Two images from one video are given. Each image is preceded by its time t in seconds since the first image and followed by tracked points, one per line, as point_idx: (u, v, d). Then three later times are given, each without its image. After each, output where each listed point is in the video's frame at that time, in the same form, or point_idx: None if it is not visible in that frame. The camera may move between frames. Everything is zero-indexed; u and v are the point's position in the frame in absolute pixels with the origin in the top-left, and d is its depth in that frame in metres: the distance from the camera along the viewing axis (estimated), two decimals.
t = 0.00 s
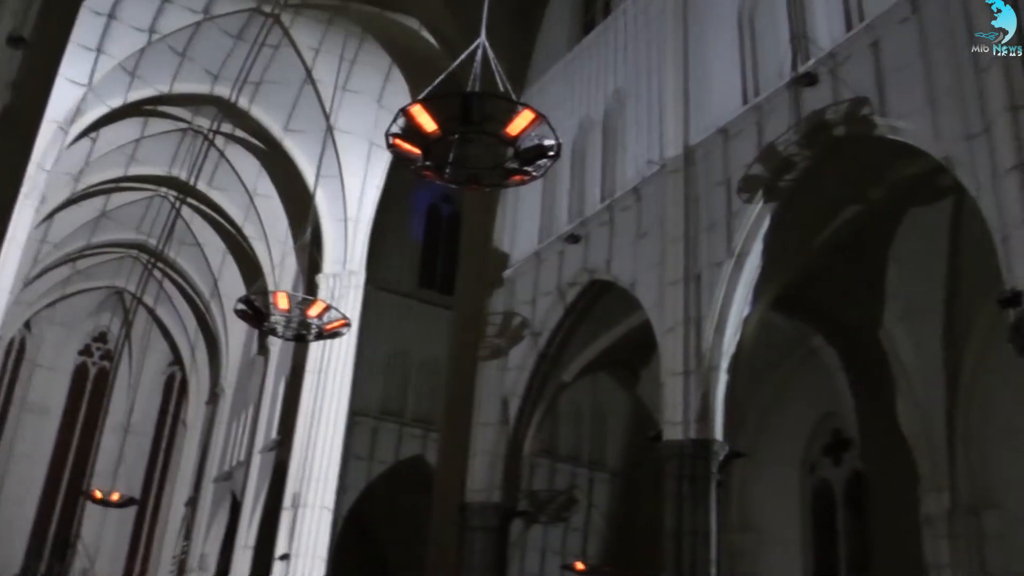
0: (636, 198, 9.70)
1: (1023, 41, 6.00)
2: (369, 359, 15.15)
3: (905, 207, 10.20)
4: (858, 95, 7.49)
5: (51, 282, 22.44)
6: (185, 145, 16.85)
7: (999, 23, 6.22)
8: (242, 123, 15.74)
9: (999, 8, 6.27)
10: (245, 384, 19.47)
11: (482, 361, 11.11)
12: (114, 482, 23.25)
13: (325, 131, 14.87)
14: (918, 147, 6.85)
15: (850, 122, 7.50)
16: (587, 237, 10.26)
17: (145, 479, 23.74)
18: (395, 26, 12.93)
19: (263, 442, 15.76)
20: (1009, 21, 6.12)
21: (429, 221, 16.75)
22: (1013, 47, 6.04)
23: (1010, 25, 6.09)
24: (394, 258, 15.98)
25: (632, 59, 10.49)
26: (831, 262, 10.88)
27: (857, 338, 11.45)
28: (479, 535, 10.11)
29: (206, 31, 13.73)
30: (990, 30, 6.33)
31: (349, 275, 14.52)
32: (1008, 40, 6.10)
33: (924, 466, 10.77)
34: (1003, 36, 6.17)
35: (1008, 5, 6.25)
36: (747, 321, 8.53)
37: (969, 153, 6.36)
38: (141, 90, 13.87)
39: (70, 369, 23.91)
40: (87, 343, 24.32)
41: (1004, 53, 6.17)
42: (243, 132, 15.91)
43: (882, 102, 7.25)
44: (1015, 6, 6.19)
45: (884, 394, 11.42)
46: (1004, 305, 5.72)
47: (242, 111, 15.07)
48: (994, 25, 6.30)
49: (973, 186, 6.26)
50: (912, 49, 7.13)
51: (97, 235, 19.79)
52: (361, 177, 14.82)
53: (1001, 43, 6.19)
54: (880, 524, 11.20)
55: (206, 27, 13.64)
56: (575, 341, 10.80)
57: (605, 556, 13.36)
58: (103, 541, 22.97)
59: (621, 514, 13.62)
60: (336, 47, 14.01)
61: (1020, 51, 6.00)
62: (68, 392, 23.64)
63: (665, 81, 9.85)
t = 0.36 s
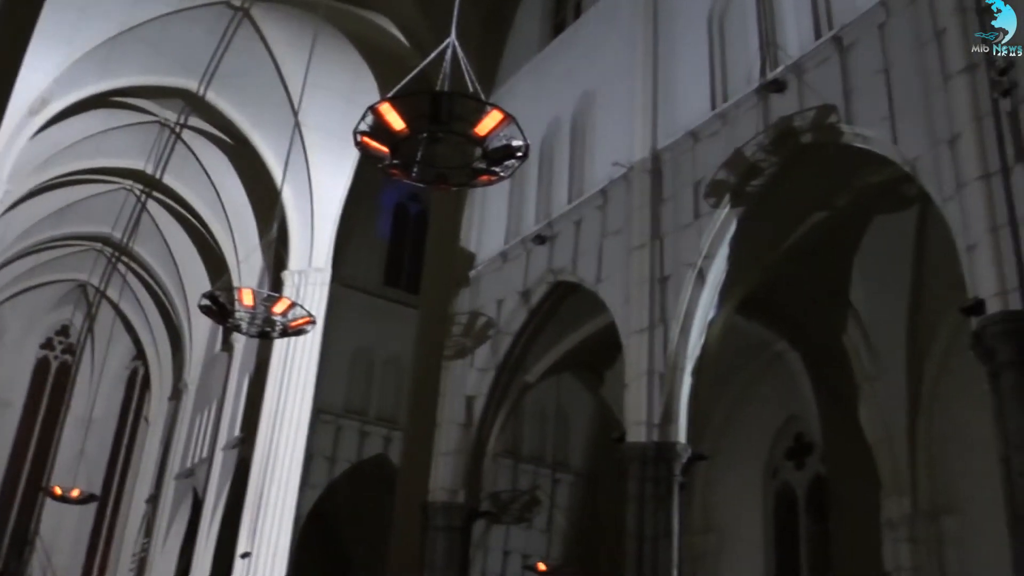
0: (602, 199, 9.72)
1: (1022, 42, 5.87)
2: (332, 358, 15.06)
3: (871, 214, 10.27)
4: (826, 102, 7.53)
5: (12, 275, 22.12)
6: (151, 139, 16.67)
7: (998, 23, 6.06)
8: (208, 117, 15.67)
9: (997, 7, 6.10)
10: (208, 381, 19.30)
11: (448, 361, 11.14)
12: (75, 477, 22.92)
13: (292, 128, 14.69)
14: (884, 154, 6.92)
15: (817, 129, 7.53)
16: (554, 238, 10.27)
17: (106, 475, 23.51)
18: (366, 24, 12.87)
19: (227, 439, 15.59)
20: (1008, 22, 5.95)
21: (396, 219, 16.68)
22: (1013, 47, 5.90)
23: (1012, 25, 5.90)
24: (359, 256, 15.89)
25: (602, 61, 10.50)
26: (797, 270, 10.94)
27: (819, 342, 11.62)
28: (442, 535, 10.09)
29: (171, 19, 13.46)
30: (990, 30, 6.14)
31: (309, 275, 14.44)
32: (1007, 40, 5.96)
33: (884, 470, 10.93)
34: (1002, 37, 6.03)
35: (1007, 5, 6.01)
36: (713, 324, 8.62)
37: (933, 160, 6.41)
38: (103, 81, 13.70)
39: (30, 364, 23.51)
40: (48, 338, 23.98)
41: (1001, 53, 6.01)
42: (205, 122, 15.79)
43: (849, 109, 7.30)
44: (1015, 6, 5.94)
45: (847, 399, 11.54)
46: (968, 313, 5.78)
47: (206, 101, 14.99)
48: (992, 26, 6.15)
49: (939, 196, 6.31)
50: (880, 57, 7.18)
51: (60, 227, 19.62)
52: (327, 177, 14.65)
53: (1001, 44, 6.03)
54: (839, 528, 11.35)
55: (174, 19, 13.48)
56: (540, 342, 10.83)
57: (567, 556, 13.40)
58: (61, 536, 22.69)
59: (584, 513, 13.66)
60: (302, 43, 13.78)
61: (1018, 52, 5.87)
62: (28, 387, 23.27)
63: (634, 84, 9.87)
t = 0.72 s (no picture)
0: (570, 201, 9.74)
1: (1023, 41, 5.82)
2: (300, 358, 14.98)
3: (836, 217, 10.35)
4: (793, 105, 7.59)
5: None
6: (118, 138, 16.52)
7: (998, 23, 5.99)
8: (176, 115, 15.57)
9: (997, 8, 6.07)
10: (175, 382, 19.16)
11: (416, 361, 11.06)
12: (40, 480, 22.65)
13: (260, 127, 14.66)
14: (850, 157, 6.97)
15: (785, 132, 7.60)
16: (522, 239, 10.28)
17: (71, 478, 23.27)
18: (337, 24, 12.95)
19: (193, 440, 15.48)
20: (1008, 22, 5.93)
21: (364, 220, 16.67)
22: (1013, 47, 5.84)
23: (1012, 25, 5.89)
24: (327, 255, 15.81)
25: (570, 62, 10.54)
26: (764, 271, 11.00)
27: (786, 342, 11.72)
28: (409, 536, 10.05)
29: (137, 17, 13.36)
30: (990, 30, 6.01)
31: (278, 275, 14.42)
32: (1007, 40, 5.89)
33: (851, 470, 11.03)
34: (1002, 37, 5.92)
35: (1007, 6, 6.02)
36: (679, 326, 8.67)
37: (900, 165, 6.47)
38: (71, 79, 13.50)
39: None
40: (13, 338, 23.88)
41: (1002, 53, 5.88)
42: (172, 120, 15.68)
43: (816, 111, 7.36)
44: (1016, 7, 5.98)
45: (814, 400, 11.64)
46: (933, 313, 5.77)
47: (174, 100, 14.91)
48: (992, 26, 6.02)
49: (906, 198, 6.31)
50: (846, 60, 7.24)
51: (24, 225, 19.41)
52: (294, 177, 14.56)
53: (1001, 43, 5.91)
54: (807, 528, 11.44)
55: (143, 15, 13.38)
56: (507, 343, 10.82)
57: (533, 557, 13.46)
58: (25, 538, 22.42)
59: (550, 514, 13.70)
60: (271, 42, 13.75)
61: (1018, 51, 5.80)
62: None
63: (603, 85, 9.90)
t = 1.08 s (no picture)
0: (545, 202, 9.75)
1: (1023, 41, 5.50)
2: (273, 356, 14.91)
3: (809, 223, 10.42)
4: (768, 111, 7.61)
5: None
6: (94, 132, 16.41)
7: (998, 23, 5.80)
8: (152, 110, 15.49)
9: (997, 8, 5.85)
10: (147, 378, 19.07)
11: (387, 361, 11.03)
12: (9, 475, 22.46)
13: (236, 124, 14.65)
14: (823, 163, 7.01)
15: (760, 137, 7.63)
16: (496, 240, 10.28)
17: (41, 474, 23.08)
18: (314, 23, 13.20)
19: (164, 437, 15.40)
20: (1009, 21, 5.71)
21: (339, 218, 16.65)
22: (1014, 46, 5.53)
23: (1012, 24, 5.64)
24: (301, 253, 15.74)
25: (546, 64, 10.55)
26: (736, 276, 11.06)
27: (757, 345, 11.79)
28: (378, 536, 10.03)
29: (114, 10, 13.27)
30: (989, 30, 5.88)
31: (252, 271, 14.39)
32: (1008, 41, 5.66)
33: (822, 475, 11.08)
34: (1002, 37, 5.75)
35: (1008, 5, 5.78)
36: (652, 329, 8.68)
37: (874, 171, 6.50)
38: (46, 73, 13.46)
39: None
40: None
41: (1002, 53, 5.75)
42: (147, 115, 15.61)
43: (791, 116, 7.40)
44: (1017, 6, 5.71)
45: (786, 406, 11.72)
46: (906, 320, 5.79)
47: (149, 95, 14.86)
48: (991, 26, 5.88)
49: (881, 205, 6.33)
50: (820, 68, 7.30)
51: None
52: (269, 175, 14.55)
53: (1001, 44, 5.76)
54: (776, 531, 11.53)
55: (119, 8, 13.26)
56: (480, 344, 10.80)
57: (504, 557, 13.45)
58: None
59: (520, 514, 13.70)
60: (248, 38, 13.66)
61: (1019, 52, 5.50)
62: None
63: (578, 86, 9.93)
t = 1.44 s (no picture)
0: (525, 204, 9.77)
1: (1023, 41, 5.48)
2: (249, 354, 14.85)
3: (787, 229, 10.44)
4: (749, 116, 7.65)
5: None
6: (73, 127, 16.31)
7: (999, 23, 5.70)
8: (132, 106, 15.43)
9: (997, 7, 5.78)
10: (125, 376, 19.01)
11: (365, 361, 11.20)
12: None
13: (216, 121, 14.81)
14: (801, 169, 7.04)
15: (738, 142, 7.66)
16: (475, 241, 10.29)
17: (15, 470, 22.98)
18: (299, 25, 13.18)
19: (140, 435, 15.35)
20: (1009, 21, 5.62)
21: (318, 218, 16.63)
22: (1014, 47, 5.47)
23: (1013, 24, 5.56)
24: (279, 253, 15.73)
25: (527, 67, 10.58)
26: (716, 280, 11.10)
27: (735, 350, 11.84)
28: (354, 537, 10.06)
29: (95, 6, 13.19)
30: (990, 30, 5.78)
31: (234, 266, 14.47)
32: (1008, 40, 5.57)
33: (798, 479, 11.14)
34: (1002, 37, 5.65)
35: (1007, 6, 5.72)
36: (630, 332, 8.70)
37: (853, 176, 6.54)
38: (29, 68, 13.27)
39: None
40: None
41: (1002, 53, 5.60)
42: (127, 111, 15.56)
43: (769, 122, 7.44)
44: (1017, 6, 5.66)
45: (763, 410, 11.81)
46: (883, 325, 5.82)
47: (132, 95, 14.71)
48: (992, 26, 5.78)
49: (858, 210, 6.37)
50: (799, 74, 7.34)
51: None
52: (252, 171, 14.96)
53: (1001, 43, 5.65)
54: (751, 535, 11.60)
55: (102, 4, 13.22)
56: (457, 346, 10.82)
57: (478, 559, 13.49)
58: None
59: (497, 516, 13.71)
60: (231, 36, 13.91)
61: (1018, 52, 5.47)
62: None
63: (558, 88, 9.97)
